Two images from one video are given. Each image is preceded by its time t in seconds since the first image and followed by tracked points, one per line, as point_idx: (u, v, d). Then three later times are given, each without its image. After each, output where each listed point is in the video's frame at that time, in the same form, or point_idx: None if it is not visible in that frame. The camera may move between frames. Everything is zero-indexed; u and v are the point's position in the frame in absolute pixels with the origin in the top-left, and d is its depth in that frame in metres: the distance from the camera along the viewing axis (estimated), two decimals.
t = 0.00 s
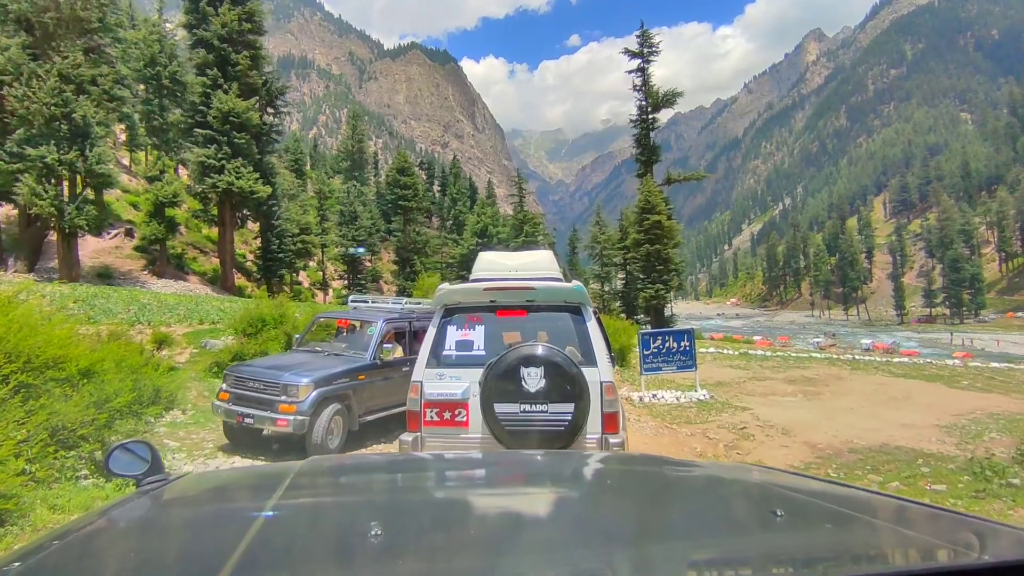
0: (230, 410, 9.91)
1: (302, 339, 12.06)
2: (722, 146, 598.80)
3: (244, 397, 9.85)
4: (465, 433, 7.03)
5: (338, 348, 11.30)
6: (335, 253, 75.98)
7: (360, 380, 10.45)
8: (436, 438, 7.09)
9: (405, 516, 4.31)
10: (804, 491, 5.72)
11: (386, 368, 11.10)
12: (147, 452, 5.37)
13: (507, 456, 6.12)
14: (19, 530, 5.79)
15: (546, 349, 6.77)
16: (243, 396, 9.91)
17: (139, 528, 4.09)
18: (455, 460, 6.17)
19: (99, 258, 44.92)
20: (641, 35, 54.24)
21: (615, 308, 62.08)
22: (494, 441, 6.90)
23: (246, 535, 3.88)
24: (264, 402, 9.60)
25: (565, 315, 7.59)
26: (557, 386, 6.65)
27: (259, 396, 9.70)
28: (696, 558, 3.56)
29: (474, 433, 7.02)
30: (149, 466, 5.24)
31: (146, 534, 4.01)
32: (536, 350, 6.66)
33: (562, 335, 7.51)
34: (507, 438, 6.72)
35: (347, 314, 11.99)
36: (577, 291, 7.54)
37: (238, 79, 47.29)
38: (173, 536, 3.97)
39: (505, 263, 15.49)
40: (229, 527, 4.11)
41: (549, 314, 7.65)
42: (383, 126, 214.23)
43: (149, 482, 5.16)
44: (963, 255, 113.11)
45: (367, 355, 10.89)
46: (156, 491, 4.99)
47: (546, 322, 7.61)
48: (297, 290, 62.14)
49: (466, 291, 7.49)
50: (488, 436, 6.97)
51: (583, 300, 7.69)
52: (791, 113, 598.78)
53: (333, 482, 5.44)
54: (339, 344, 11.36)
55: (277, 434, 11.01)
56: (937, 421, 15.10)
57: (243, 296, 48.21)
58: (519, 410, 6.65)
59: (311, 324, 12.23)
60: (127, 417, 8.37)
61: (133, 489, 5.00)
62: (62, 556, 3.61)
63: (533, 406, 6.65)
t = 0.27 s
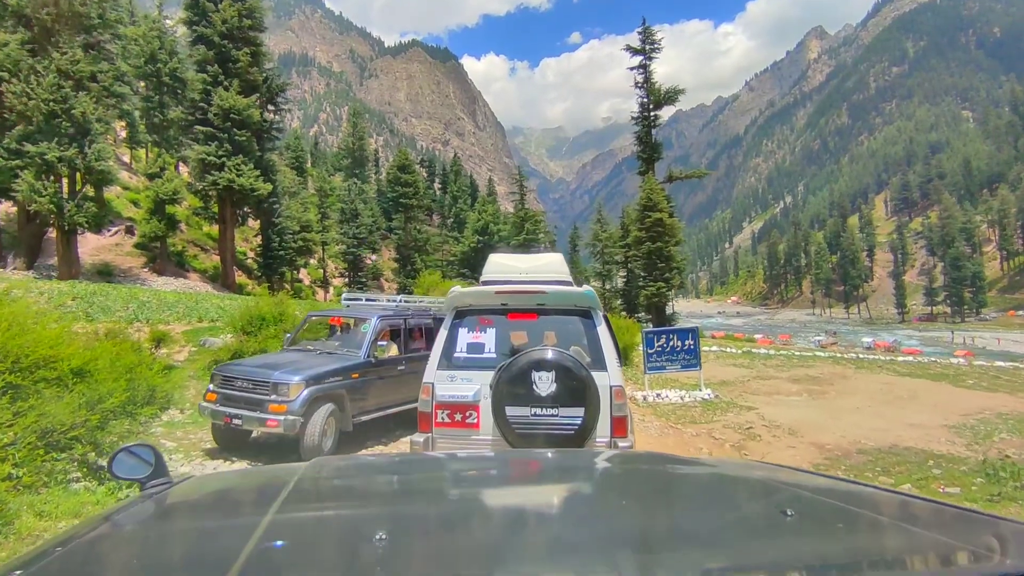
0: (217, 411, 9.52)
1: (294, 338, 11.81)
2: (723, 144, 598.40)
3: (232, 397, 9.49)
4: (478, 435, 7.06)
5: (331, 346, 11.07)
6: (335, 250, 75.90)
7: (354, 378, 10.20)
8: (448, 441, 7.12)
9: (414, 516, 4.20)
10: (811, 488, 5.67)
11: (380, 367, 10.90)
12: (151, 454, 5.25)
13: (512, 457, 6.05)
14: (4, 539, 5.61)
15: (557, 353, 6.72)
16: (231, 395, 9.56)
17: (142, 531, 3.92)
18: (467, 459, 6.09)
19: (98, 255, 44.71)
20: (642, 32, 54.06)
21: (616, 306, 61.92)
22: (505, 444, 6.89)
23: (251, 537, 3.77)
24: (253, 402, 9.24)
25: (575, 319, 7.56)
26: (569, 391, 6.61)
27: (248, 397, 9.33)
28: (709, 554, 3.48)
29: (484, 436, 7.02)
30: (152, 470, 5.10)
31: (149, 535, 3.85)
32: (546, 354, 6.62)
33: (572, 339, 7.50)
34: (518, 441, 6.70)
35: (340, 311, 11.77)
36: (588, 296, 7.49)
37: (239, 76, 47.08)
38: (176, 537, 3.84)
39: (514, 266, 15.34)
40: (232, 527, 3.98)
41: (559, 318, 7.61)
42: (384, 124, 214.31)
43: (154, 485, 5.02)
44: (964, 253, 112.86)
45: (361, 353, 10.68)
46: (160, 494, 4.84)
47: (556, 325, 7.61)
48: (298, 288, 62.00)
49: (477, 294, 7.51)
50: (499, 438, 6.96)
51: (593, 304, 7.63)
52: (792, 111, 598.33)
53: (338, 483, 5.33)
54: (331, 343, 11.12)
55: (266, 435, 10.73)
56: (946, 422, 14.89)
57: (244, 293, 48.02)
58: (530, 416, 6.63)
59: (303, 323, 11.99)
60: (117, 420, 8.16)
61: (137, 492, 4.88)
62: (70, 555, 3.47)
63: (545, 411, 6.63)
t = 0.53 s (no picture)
0: (206, 415, 9.23)
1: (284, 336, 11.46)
2: (722, 142, 598.22)
3: (222, 398, 9.20)
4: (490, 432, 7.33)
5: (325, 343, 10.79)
6: (335, 249, 75.76)
7: (349, 378, 9.95)
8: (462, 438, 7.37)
9: (417, 511, 4.24)
10: (813, 486, 5.75)
11: (375, 365, 10.64)
12: (155, 450, 5.28)
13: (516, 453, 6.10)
14: None
15: (567, 353, 6.99)
16: (220, 396, 9.27)
17: (145, 526, 3.96)
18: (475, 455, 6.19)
19: (97, 253, 44.51)
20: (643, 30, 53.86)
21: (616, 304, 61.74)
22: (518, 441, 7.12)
23: (256, 529, 3.83)
24: (244, 404, 9.01)
25: (587, 319, 7.84)
26: (580, 392, 6.91)
27: (238, 397, 9.08)
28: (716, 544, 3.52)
29: (497, 432, 7.29)
30: (156, 465, 5.16)
31: (149, 532, 3.88)
32: (558, 355, 6.88)
33: (582, 339, 7.78)
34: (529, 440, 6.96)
35: (332, 308, 11.46)
36: (599, 297, 7.72)
37: (238, 73, 46.89)
38: (182, 532, 3.87)
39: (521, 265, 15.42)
40: (242, 522, 4.00)
41: (569, 318, 7.88)
42: (384, 122, 214.33)
43: (158, 481, 5.08)
44: (964, 252, 112.77)
45: (355, 350, 10.45)
46: (163, 491, 4.88)
47: (567, 325, 7.88)
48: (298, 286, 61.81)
49: (491, 295, 7.74)
50: (510, 436, 7.23)
51: (603, 305, 7.88)
52: (792, 109, 598.19)
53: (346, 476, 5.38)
54: (325, 340, 10.85)
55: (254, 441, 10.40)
56: (952, 420, 14.76)
57: (243, 292, 47.82)
58: (544, 415, 6.93)
59: (294, 319, 11.65)
60: (113, 416, 8.01)
61: (140, 488, 4.90)
62: (65, 554, 3.49)
63: (556, 411, 6.91)
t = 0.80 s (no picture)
0: (190, 418, 9.03)
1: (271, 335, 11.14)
2: (721, 141, 598.08)
3: (205, 401, 8.97)
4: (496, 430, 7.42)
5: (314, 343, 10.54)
6: (333, 246, 75.63)
7: (340, 378, 9.83)
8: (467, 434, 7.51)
9: (418, 504, 4.63)
10: (806, 479, 5.95)
11: (367, 365, 10.53)
12: (161, 439, 5.97)
13: (512, 450, 6.30)
14: None
15: (570, 356, 7.00)
16: (206, 398, 9.03)
17: (149, 511, 4.52)
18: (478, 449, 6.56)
19: (94, 251, 44.23)
20: (642, 28, 53.72)
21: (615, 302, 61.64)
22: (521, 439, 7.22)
23: (258, 520, 4.25)
24: (230, 407, 8.79)
25: (589, 321, 7.78)
26: (583, 394, 6.96)
27: (224, 400, 8.85)
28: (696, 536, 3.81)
29: (503, 431, 7.37)
30: (161, 453, 5.84)
31: (151, 518, 4.38)
32: (561, 359, 6.89)
33: (584, 341, 7.76)
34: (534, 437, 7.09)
35: (321, 305, 11.19)
36: (600, 301, 7.68)
37: (236, 70, 46.69)
38: (189, 520, 4.32)
39: (522, 268, 15.38)
40: (240, 512, 4.47)
41: (572, 319, 7.84)
42: (382, 120, 214.15)
43: (163, 468, 5.77)
44: (963, 250, 112.81)
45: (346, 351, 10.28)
46: (168, 478, 5.48)
47: (570, 324, 7.86)
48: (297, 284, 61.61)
49: (495, 299, 7.72)
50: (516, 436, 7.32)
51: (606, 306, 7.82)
52: (790, 108, 598.28)
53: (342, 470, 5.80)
54: (313, 339, 10.59)
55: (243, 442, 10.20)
56: (952, 419, 14.72)
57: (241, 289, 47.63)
58: (547, 416, 7.01)
59: (282, 318, 11.33)
60: (109, 415, 8.03)
61: (149, 474, 5.57)
62: (74, 536, 3.98)
63: (558, 412, 7.00)
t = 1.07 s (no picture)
0: (175, 428, 8.65)
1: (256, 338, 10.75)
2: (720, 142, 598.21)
3: (193, 410, 8.64)
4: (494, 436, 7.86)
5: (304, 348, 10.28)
6: (332, 246, 75.44)
7: (334, 386, 9.56)
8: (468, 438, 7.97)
9: (410, 506, 4.65)
10: (800, 488, 5.95)
11: (359, 372, 10.28)
12: (157, 440, 5.87)
13: (511, 460, 6.27)
14: None
15: (568, 368, 7.41)
16: (194, 406, 8.69)
17: (145, 513, 4.51)
18: (482, 454, 6.59)
19: (91, 250, 43.99)
20: (641, 28, 53.54)
21: (614, 304, 61.51)
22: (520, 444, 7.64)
23: (253, 519, 4.25)
24: (218, 417, 8.47)
25: (587, 333, 8.25)
26: (580, 404, 7.36)
27: (211, 410, 8.53)
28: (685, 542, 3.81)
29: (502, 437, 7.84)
30: (158, 454, 5.77)
31: (146, 517, 4.42)
32: (559, 370, 7.28)
33: (579, 353, 8.24)
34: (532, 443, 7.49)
35: (309, 310, 10.91)
36: (597, 314, 8.02)
37: (234, 69, 46.50)
38: (182, 520, 4.32)
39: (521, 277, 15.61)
40: (233, 511, 4.50)
41: (569, 332, 8.30)
42: (381, 120, 213.78)
43: (161, 469, 5.73)
44: (961, 252, 112.88)
45: (339, 355, 10.02)
46: (164, 480, 5.46)
47: (568, 335, 8.33)
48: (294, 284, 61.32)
49: (496, 312, 8.12)
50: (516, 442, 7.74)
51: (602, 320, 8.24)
52: (789, 109, 598.57)
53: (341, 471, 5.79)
54: (303, 344, 10.32)
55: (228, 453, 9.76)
56: (951, 424, 14.69)
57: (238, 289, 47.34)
58: (542, 423, 7.42)
59: (269, 320, 10.98)
60: (99, 420, 7.79)
61: (145, 475, 5.56)
62: (68, 536, 3.99)
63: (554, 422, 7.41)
